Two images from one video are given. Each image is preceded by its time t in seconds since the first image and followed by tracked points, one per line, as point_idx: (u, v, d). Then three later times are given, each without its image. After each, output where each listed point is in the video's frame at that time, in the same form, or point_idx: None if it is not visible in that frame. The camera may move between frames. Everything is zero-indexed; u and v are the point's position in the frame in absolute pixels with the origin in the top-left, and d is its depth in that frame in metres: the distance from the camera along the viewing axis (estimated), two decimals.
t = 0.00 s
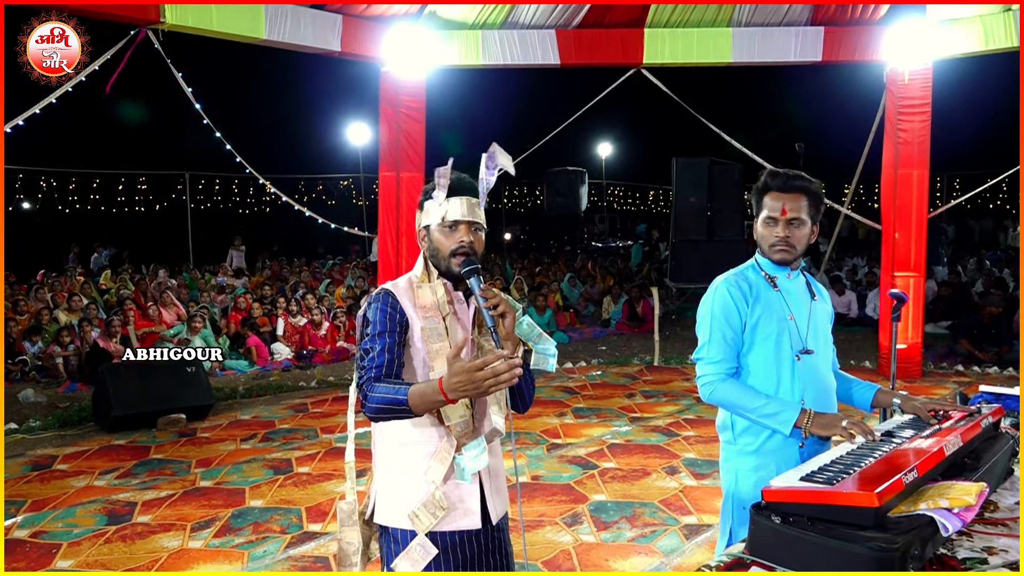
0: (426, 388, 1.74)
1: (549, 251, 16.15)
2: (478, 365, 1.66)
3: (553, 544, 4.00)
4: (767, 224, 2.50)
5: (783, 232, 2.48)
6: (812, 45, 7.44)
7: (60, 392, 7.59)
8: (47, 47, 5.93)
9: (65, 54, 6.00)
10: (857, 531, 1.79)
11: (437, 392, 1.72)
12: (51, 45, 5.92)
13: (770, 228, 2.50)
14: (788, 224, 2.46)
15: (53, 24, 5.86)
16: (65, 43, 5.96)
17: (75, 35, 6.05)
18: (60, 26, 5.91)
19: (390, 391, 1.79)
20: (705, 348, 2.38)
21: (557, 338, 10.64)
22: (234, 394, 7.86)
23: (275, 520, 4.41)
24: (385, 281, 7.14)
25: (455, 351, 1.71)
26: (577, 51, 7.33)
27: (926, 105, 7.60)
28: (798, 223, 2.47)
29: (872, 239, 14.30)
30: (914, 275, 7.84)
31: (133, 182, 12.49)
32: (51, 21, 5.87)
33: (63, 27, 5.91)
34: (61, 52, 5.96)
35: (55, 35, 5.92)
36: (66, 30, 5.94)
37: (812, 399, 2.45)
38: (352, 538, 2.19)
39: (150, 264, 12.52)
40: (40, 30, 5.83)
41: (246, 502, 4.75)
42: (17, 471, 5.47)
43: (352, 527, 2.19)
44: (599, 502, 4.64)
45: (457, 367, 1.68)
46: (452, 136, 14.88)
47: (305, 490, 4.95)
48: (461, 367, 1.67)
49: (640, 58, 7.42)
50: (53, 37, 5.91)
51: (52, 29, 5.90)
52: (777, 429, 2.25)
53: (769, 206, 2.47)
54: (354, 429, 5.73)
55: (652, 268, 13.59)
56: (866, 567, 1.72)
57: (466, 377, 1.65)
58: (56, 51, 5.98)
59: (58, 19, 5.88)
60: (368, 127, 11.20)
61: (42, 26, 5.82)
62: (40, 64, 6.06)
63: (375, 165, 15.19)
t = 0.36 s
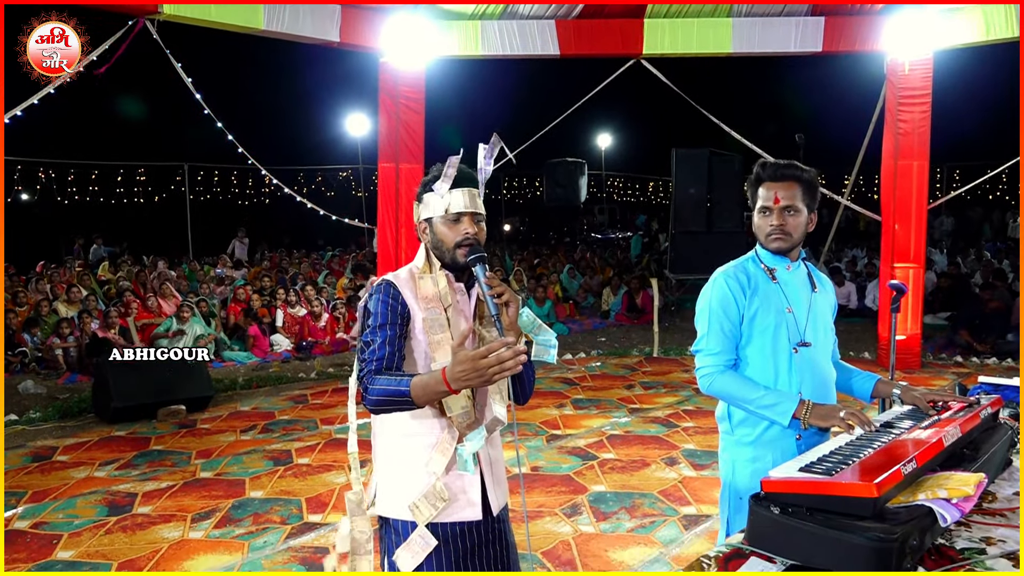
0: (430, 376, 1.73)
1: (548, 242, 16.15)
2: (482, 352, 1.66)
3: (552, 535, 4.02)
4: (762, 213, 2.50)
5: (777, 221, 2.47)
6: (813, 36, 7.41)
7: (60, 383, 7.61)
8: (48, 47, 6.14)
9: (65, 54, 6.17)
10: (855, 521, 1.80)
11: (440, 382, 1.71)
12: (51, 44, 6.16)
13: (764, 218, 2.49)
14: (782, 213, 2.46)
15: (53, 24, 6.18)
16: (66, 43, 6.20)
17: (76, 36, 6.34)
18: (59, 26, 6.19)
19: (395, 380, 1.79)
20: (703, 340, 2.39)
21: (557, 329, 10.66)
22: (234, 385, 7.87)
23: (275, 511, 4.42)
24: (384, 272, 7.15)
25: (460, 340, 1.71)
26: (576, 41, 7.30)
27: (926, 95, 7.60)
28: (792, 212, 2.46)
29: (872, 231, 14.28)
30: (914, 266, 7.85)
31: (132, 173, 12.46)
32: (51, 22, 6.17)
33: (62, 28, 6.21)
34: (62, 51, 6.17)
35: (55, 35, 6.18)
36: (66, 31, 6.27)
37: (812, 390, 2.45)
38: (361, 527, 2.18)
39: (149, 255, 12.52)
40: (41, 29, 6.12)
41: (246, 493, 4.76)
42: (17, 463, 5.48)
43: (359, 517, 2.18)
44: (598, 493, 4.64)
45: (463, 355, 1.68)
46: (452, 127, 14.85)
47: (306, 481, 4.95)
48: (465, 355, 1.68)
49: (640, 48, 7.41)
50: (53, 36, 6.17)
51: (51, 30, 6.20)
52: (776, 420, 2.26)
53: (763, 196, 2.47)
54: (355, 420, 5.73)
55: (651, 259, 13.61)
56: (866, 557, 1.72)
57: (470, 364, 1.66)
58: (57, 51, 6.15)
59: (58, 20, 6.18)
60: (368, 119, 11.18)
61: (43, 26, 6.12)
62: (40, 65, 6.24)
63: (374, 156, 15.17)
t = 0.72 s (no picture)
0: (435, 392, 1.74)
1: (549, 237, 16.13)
2: (492, 381, 1.69)
3: (554, 529, 4.02)
4: (770, 209, 2.48)
5: (788, 216, 2.46)
6: (815, 29, 7.40)
7: (62, 377, 7.64)
8: (47, 46, 6.19)
9: (65, 54, 6.09)
10: (856, 515, 1.80)
11: (445, 401, 1.71)
12: (50, 44, 6.21)
13: (774, 214, 2.48)
14: (791, 207, 2.45)
15: (54, 26, 6.24)
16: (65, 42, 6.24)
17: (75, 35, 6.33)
18: (60, 27, 6.23)
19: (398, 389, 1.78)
20: (707, 335, 2.38)
21: (558, 323, 10.66)
22: (235, 379, 7.88)
23: (277, 505, 4.43)
24: (385, 267, 7.16)
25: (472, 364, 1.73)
26: (577, 35, 7.31)
27: (928, 89, 7.60)
28: (800, 206, 2.46)
29: (874, 225, 14.27)
30: (915, 260, 7.84)
31: (133, 168, 12.46)
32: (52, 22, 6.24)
33: (63, 28, 6.25)
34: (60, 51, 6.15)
35: (55, 35, 6.22)
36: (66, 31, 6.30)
37: (817, 385, 2.46)
38: (359, 525, 2.20)
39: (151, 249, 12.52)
40: (42, 29, 6.20)
41: (248, 487, 4.77)
42: (19, 457, 5.48)
43: (357, 514, 2.20)
44: (599, 487, 4.66)
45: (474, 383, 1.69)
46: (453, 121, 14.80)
47: (307, 474, 4.97)
48: (476, 381, 1.69)
49: (641, 42, 7.39)
50: (53, 35, 6.22)
51: (52, 31, 6.25)
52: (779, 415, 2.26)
53: (769, 192, 2.45)
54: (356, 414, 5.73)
55: (653, 253, 13.61)
56: (866, 551, 1.72)
57: (479, 395, 1.68)
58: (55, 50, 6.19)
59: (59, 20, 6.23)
60: (369, 113, 11.17)
61: (44, 26, 6.20)
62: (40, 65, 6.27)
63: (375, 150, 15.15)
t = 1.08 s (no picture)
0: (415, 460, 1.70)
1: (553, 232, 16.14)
2: (452, 523, 1.65)
3: (558, 524, 4.03)
4: (781, 204, 2.45)
5: (799, 210, 2.44)
6: (821, 23, 7.35)
7: (69, 373, 7.67)
8: (50, 46, 6.10)
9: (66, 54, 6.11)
10: (862, 511, 1.79)
11: (415, 478, 1.69)
12: (53, 43, 6.11)
13: (784, 209, 2.45)
14: (801, 202, 2.43)
15: (54, 25, 6.17)
16: (68, 42, 6.15)
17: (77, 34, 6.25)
18: (61, 26, 6.17)
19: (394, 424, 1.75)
20: (710, 333, 2.39)
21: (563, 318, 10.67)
22: (241, 374, 7.91)
23: (282, 500, 4.45)
24: (389, 263, 7.19)
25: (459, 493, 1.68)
26: (582, 30, 7.28)
27: (934, 84, 7.56)
28: (810, 200, 2.44)
29: (879, 219, 14.22)
30: (921, 255, 7.83)
31: (138, 163, 12.49)
32: (55, 21, 6.17)
33: (63, 27, 6.17)
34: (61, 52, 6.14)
35: (56, 35, 6.16)
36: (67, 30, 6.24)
37: (827, 383, 2.44)
38: (360, 522, 2.02)
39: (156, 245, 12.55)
40: (42, 29, 6.14)
41: (253, 482, 4.78)
42: (26, 451, 5.51)
43: (358, 511, 2.02)
44: (604, 482, 4.66)
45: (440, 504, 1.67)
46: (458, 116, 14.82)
47: (312, 469, 4.98)
48: (442, 506, 1.66)
49: (646, 37, 7.37)
50: (55, 35, 6.15)
51: (53, 30, 6.21)
52: (782, 414, 2.27)
53: (779, 186, 2.43)
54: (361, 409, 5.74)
55: (657, 249, 13.60)
56: (871, 547, 1.71)
57: (435, 519, 1.65)
58: (58, 50, 6.14)
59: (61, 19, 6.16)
60: (373, 108, 11.16)
61: (43, 25, 6.11)
62: (40, 64, 6.26)
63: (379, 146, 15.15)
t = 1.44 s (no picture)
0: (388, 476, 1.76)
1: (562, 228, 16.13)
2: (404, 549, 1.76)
3: (567, 520, 4.04)
4: (797, 199, 2.43)
5: (816, 204, 2.42)
6: (832, 19, 7.28)
7: (80, 367, 7.84)
8: (50, 45, 6.59)
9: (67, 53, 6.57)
10: (873, 508, 1.79)
11: (390, 490, 1.76)
12: (53, 43, 6.66)
13: (800, 203, 2.44)
14: (818, 195, 2.41)
15: (53, 25, 6.74)
16: (66, 44, 6.81)
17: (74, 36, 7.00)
18: (60, 26, 6.85)
19: (394, 425, 1.78)
20: (722, 328, 2.37)
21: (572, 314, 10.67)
22: (251, 369, 7.95)
23: (292, 495, 4.46)
24: (399, 259, 7.22)
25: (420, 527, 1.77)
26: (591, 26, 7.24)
27: (947, 79, 7.50)
28: (827, 193, 2.42)
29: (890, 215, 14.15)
30: (933, 251, 7.78)
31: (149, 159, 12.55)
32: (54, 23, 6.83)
33: (62, 28, 6.85)
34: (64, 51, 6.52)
35: (56, 35, 6.80)
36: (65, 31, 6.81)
37: (844, 381, 2.43)
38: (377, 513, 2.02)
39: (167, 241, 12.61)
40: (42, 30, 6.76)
41: (263, 477, 4.80)
42: (40, 445, 5.56)
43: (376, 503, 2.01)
44: (613, 478, 4.66)
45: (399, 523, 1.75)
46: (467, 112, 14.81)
47: (322, 464, 5.00)
48: (401, 529, 1.76)
49: (656, 32, 7.33)
50: (54, 35, 6.75)
51: (52, 30, 6.72)
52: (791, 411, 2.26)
53: (794, 181, 2.42)
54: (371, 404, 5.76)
55: (667, 245, 13.58)
56: (881, 545, 1.71)
57: (390, 537, 1.76)
58: (58, 51, 6.62)
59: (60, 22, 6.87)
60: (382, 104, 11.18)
61: (43, 26, 6.74)
62: (43, 64, 6.81)
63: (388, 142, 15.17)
